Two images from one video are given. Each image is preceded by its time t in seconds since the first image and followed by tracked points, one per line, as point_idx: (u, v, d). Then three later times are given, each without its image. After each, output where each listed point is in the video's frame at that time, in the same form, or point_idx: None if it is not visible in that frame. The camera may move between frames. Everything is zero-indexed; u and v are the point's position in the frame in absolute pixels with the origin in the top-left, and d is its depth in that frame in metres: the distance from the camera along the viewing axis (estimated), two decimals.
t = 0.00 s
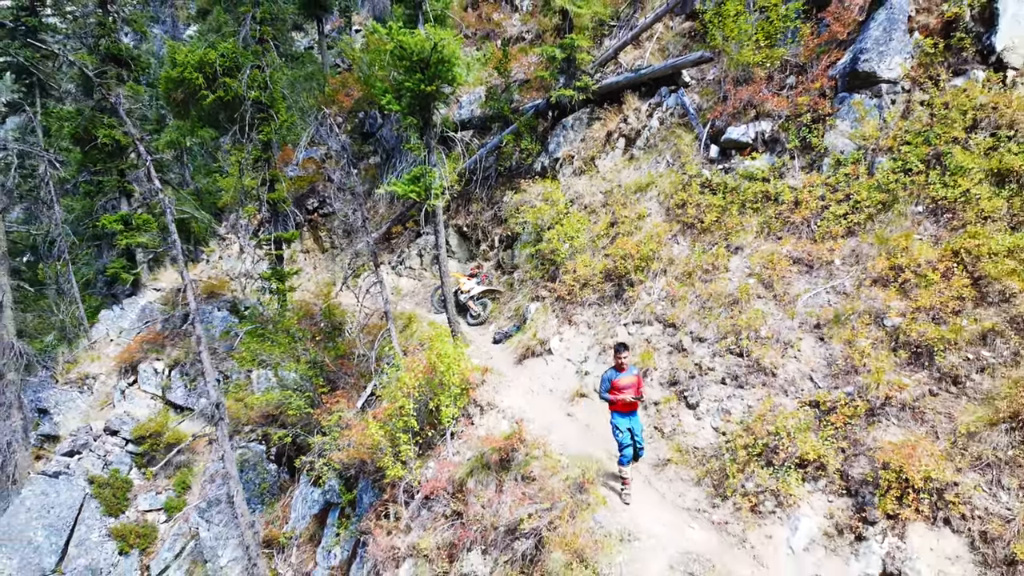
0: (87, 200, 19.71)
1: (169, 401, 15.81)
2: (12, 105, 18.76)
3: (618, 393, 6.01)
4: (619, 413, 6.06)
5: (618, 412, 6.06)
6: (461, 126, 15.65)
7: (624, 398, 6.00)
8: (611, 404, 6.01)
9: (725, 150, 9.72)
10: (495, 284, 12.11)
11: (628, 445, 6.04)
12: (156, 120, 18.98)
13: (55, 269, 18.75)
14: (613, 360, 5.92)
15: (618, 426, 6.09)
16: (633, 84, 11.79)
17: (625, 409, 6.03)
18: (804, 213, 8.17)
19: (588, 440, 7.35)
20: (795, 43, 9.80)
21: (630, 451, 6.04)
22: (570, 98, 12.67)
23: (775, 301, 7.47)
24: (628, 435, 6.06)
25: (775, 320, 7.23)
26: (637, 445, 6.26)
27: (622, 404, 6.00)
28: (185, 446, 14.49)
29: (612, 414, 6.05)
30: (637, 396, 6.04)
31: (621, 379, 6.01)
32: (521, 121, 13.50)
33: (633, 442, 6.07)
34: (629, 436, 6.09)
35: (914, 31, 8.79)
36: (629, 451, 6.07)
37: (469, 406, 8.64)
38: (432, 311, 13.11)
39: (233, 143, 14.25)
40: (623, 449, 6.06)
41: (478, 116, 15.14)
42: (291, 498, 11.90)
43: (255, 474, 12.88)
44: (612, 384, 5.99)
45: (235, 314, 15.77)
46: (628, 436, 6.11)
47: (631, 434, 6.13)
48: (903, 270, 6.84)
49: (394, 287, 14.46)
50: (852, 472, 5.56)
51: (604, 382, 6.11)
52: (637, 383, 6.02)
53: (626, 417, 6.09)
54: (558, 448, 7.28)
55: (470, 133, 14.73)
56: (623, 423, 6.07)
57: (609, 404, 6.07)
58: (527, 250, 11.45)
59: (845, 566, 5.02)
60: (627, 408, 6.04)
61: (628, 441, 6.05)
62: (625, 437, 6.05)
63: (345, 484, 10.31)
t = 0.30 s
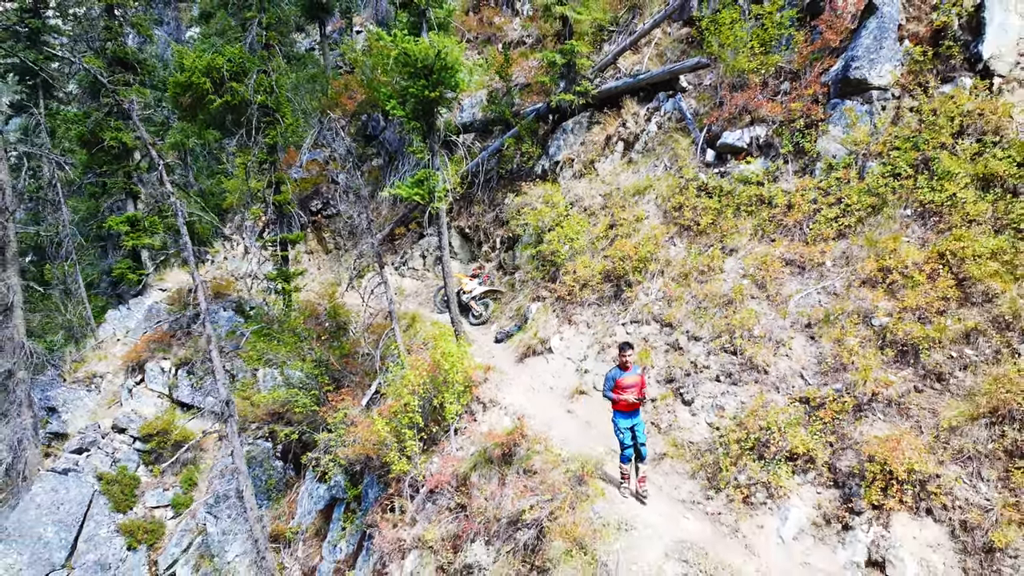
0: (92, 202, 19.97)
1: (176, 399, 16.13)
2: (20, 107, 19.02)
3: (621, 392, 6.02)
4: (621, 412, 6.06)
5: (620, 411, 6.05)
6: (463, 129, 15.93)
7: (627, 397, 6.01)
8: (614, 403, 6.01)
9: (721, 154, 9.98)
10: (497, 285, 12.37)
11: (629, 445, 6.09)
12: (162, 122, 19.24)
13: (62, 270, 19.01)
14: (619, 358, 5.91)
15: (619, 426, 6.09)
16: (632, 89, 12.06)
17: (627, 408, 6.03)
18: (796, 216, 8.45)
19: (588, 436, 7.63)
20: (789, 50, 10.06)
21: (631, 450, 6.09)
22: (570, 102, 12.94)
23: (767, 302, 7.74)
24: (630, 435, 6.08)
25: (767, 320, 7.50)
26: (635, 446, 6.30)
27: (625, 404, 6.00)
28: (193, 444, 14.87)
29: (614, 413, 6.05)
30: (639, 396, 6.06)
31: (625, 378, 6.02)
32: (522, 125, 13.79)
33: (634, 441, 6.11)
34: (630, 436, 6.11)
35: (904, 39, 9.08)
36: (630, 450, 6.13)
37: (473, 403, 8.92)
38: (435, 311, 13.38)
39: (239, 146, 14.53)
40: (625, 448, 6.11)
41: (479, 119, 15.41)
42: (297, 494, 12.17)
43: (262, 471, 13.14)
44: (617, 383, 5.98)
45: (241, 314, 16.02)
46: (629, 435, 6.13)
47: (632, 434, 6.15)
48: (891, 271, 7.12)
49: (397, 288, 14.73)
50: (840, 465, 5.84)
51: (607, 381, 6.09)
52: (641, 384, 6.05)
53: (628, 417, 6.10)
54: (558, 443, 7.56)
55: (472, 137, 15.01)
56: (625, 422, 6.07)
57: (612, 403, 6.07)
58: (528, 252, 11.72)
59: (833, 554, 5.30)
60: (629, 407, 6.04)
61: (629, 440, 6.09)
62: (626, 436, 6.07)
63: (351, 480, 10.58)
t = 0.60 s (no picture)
0: (115, 207, 21.05)
1: (199, 393, 17.19)
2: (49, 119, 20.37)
3: (631, 403, 6.53)
4: (631, 421, 6.61)
5: (630, 420, 6.60)
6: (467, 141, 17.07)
7: (637, 408, 6.53)
8: (625, 413, 6.55)
9: (700, 170, 11.10)
10: (500, 287, 13.47)
11: (638, 450, 6.67)
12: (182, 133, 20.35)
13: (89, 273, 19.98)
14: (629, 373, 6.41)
15: (629, 433, 6.66)
16: (623, 107, 13.19)
17: (636, 418, 6.56)
18: (764, 226, 9.58)
19: (580, 419, 8.77)
20: (763, 75, 11.21)
21: (639, 455, 6.66)
22: (566, 119, 14.09)
23: (735, 302, 8.89)
24: (639, 441, 6.65)
25: (734, 318, 8.66)
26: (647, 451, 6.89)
27: (634, 413, 6.54)
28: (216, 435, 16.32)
29: (625, 421, 6.60)
30: (649, 407, 6.55)
31: (635, 390, 6.53)
32: (522, 139, 14.96)
33: (644, 447, 6.65)
34: (640, 442, 6.67)
35: (862, 69, 10.24)
36: (639, 455, 6.70)
37: (478, 391, 10.05)
38: (442, 310, 14.51)
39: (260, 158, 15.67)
40: (634, 453, 6.71)
41: (483, 132, 16.54)
42: (316, 479, 13.30)
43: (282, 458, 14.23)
44: (627, 395, 6.51)
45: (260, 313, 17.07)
46: (639, 442, 6.69)
47: (643, 441, 6.69)
48: (841, 276, 8.30)
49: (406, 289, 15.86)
50: (789, 438, 7.02)
51: (619, 392, 6.64)
52: (650, 395, 6.52)
53: (638, 425, 6.64)
54: (554, 425, 8.71)
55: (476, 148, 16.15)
56: (634, 430, 6.62)
57: (624, 413, 6.61)
58: (527, 257, 12.84)
59: (780, 512, 6.49)
60: (638, 417, 6.56)
61: (638, 446, 6.66)
62: (635, 442, 6.64)
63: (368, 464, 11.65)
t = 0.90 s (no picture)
0: (141, 215, 22.70)
1: (226, 385, 19.06)
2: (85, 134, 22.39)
3: (600, 407, 7.67)
4: (600, 422, 7.77)
5: (600, 421, 7.76)
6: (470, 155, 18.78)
7: (605, 412, 7.66)
8: (595, 415, 7.71)
9: (672, 188, 12.81)
10: (499, 288, 15.16)
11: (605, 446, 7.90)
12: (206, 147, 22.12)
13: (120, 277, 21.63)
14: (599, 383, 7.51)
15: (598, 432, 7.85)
16: (608, 130, 14.92)
17: (605, 420, 7.70)
18: (723, 238, 11.31)
19: (566, 400, 10.53)
20: (727, 105, 13.00)
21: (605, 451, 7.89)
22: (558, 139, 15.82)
23: (696, 302, 10.65)
24: (605, 439, 7.86)
25: (694, 315, 10.43)
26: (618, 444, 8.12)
27: (602, 416, 7.68)
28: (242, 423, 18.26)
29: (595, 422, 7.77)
30: (617, 412, 7.65)
31: (604, 397, 7.63)
32: (520, 156, 16.71)
33: (610, 444, 7.87)
34: (606, 440, 7.87)
35: (810, 102, 11.98)
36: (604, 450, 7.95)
37: (481, 378, 11.77)
38: (448, 309, 16.21)
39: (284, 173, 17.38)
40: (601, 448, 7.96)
41: (484, 148, 18.25)
42: (336, 459, 14.99)
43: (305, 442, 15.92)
44: (597, 401, 7.62)
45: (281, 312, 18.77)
46: (606, 440, 7.89)
47: (609, 439, 7.88)
48: (783, 280, 10.08)
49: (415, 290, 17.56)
50: (733, 412, 8.91)
51: (592, 397, 7.77)
52: (617, 403, 7.61)
53: (607, 426, 7.80)
54: (544, 404, 10.47)
55: (478, 163, 17.86)
56: (602, 430, 7.80)
57: (596, 415, 7.75)
58: (523, 262, 14.54)
59: (724, 469, 8.41)
60: (606, 419, 7.70)
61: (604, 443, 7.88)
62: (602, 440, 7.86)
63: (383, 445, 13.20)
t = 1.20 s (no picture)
0: (163, 220, 24.39)
1: (246, 377, 20.71)
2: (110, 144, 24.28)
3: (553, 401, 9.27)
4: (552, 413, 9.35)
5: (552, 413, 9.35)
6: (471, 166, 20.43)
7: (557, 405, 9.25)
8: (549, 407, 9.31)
9: (649, 201, 14.49)
10: (497, 288, 16.77)
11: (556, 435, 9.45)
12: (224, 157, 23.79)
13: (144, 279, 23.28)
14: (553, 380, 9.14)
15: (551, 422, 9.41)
16: (594, 147, 16.61)
17: (556, 411, 9.29)
18: (691, 246, 13.00)
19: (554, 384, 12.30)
20: (699, 127, 14.78)
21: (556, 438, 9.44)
22: (550, 154, 17.51)
23: (665, 302, 12.36)
24: (556, 429, 9.42)
25: (664, 313, 12.16)
26: (567, 437, 9.71)
27: (555, 408, 9.28)
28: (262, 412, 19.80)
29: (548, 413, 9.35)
30: (566, 406, 9.24)
31: (557, 393, 9.23)
32: (515, 169, 18.38)
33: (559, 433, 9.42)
34: (557, 430, 9.44)
35: (769, 125, 13.66)
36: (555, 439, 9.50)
37: (480, 367, 13.45)
38: (450, 308, 17.88)
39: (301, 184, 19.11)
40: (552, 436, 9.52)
41: (483, 159, 19.91)
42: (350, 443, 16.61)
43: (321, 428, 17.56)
44: (551, 395, 9.23)
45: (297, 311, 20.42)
46: (556, 430, 9.46)
47: (559, 430, 9.45)
48: (739, 282, 11.77)
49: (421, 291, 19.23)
50: (692, 393, 10.67)
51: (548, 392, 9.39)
52: (567, 398, 9.20)
53: (558, 418, 9.37)
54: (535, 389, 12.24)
55: (478, 174, 19.54)
56: (553, 421, 9.38)
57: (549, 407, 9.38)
58: (518, 265, 16.21)
59: (684, 441, 10.19)
60: (557, 411, 9.28)
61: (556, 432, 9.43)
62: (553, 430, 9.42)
63: (394, 429, 14.72)
